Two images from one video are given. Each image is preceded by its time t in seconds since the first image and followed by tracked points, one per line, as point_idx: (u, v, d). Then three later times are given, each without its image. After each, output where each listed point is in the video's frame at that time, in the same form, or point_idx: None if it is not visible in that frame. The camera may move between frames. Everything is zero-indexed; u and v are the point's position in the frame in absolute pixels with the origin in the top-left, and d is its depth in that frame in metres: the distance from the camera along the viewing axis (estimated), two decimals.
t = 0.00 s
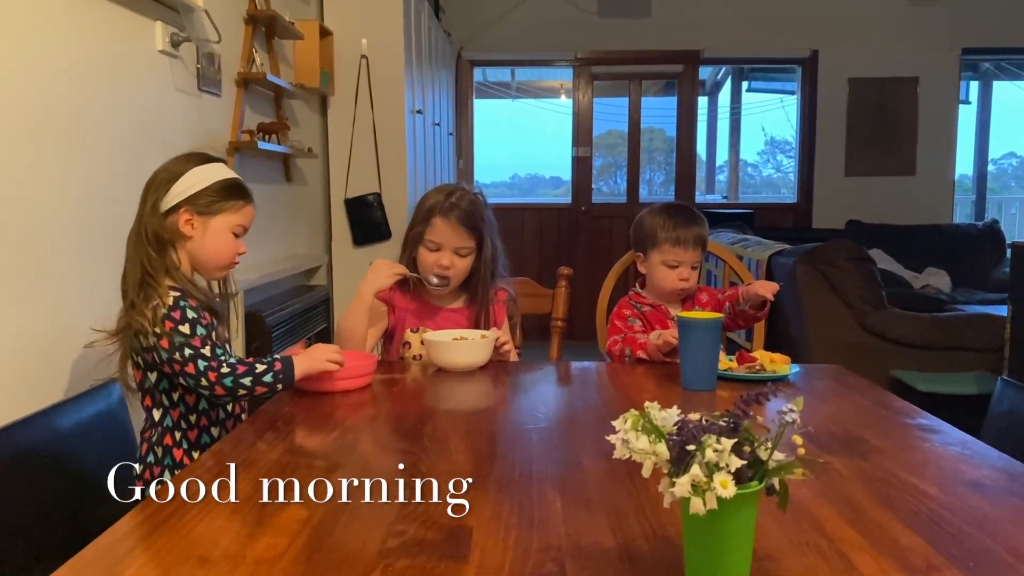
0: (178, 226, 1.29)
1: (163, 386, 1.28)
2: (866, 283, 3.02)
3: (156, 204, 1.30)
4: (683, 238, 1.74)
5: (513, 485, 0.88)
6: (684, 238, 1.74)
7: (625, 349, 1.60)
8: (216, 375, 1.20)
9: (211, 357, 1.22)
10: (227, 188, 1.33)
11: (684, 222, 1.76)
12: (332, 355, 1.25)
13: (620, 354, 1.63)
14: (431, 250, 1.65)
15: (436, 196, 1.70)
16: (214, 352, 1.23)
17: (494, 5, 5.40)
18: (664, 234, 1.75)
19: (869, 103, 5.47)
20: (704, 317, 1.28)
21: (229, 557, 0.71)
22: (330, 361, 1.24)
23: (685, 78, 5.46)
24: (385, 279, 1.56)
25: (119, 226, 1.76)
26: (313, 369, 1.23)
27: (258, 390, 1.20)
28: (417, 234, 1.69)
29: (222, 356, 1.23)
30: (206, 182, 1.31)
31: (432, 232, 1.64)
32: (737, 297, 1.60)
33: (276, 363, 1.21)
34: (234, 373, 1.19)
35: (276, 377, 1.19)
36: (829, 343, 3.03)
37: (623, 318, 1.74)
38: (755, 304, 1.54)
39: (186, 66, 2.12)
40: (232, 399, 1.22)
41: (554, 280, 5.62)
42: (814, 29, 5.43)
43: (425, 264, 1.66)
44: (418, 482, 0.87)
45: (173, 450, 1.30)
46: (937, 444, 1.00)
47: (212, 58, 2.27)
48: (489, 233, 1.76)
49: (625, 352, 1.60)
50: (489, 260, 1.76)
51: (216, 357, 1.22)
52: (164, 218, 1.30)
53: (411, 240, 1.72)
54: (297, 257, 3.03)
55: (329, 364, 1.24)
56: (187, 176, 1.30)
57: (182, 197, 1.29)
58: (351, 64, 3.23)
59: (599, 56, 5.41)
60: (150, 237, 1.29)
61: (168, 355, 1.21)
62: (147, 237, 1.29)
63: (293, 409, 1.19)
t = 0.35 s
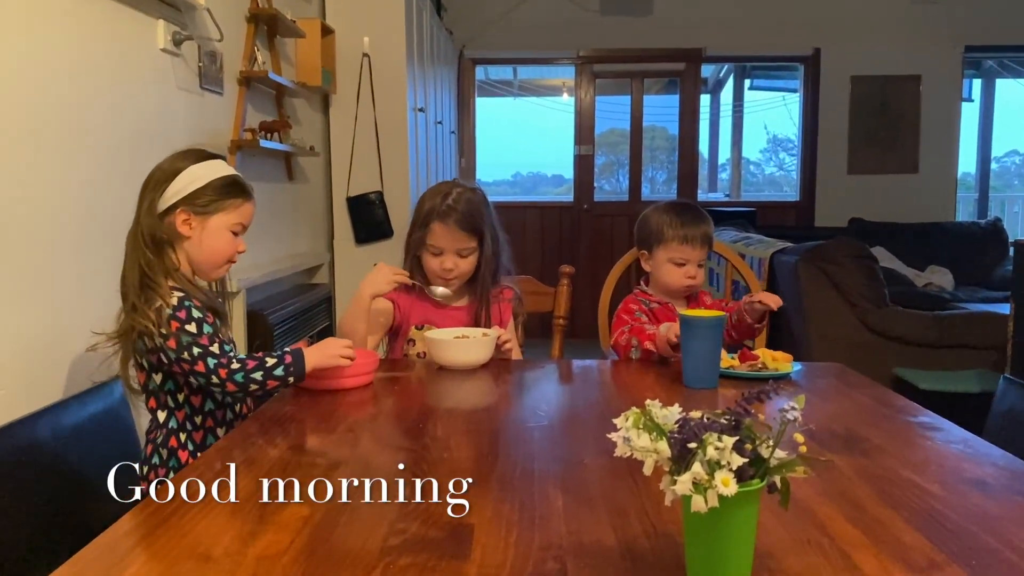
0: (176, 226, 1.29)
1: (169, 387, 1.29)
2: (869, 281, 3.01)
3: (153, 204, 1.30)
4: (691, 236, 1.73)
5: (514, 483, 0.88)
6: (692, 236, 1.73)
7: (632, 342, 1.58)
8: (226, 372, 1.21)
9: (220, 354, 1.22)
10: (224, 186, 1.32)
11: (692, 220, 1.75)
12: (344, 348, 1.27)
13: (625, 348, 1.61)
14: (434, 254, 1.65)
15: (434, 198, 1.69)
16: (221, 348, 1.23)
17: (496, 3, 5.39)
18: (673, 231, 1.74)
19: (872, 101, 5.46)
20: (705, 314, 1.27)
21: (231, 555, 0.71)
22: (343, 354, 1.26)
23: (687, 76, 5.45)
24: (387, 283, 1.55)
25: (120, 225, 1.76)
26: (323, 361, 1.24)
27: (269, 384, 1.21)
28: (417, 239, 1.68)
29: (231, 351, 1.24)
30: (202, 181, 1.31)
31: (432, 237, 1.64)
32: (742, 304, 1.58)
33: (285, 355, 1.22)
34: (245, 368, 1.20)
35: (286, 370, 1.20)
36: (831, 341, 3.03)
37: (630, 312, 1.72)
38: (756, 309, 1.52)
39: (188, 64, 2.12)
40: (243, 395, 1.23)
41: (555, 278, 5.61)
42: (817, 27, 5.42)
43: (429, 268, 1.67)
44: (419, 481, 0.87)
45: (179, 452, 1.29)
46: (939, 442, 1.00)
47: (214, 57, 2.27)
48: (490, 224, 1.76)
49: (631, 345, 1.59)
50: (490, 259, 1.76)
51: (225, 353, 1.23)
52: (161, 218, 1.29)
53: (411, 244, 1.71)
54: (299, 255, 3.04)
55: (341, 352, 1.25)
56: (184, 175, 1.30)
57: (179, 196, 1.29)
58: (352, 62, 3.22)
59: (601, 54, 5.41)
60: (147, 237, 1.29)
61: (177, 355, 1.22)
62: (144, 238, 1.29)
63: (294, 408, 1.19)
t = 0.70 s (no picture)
0: (185, 225, 1.30)
1: (180, 382, 1.29)
2: (871, 280, 3.01)
3: (162, 202, 1.30)
4: (700, 233, 1.74)
5: (515, 481, 0.88)
6: (701, 233, 1.74)
7: (652, 332, 1.54)
8: (246, 341, 1.21)
9: (236, 326, 1.22)
10: (234, 186, 1.32)
11: (699, 218, 1.75)
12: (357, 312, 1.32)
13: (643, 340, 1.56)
14: (446, 253, 1.65)
15: (452, 196, 1.66)
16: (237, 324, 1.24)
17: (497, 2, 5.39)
18: (681, 229, 1.74)
19: (874, 99, 5.45)
20: (707, 313, 1.28)
21: (233, 553, 0.72)
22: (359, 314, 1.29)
23: (688, 74, 5.45)
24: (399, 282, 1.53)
25: (122, 223, 1.76)
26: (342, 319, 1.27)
27: (290, 346, 1.24)
28: (430, 238, 1.68)
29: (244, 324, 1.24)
30: (212, 179, 1.31)
31: (447, 237, 1.64)
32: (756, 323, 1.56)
33: (301, 315, 1.25)
34: (266, 333, 1.22)
35: (305, 328, 1.23)
36: (833, 340, 3.03)
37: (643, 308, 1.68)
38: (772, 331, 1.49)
39: (189, 63, 2.12)
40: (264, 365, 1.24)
41: (557, 277, 5.61)
42: (818, 25, 5.41)
43: (438, 267, 1.67)
44: (420, 480, 0.87)
45: (187, 449, 1.30)
46: (941, 440, 0.99)
47: (215, 55, 2.26)
48: (504, 225, 1.74)
49: (650, 336, 1.54)
50: (503, 261, 1.75)
51: (240, 325, 1.23)
52: (170, 216, 1.30)
53: (424, 241, 1.70)
54: (301, 253, 3.04)
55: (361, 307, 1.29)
56: (195, 173, 1.30)
57: (189, 195, 1.29)
58: (353, 61, 3.22)
59: (603, 53, 5.42)
60: (154, 236, 1.29)
61: (194, 338, 1.21)
62: (152, 235, 1.29)
63: (296, 406, 1.19)
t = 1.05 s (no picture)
0: (193, 224, 1.30)
1: (186, 377, 1.29)
2: (872, 278, 3.00)
3: (170, 201, 1.31)
4: (708, 233, 1.73)
5: (516, 480, 0.88)
6: (709, 233, 1.73)
7: (655, 324, 1.59)
8: (251, 323, 1.20)
9: (240, 310, 1.22)
10: (243, 187, 1.33)
11: (708, 217, 1.74)
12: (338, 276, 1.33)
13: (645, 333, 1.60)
14: (449, 253, 1.64)
15: (458, 196, 1.66)
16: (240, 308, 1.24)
17: None
18: (689, 227, 1.73)
19: (875, 98, 5.45)
20: (708, 311, 1.27)
21: (234, 552, 0.72)
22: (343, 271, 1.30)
23: (689, 73, 5.45)
24: (402, 293, 1.49)
25: (123, 222, 1.76)
26: (330, 280, 1.29)
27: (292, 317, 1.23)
28: (435, 237, 1.68)
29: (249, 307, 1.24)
30: (220, 180, 1.31)
31: (451, 237, 1.63)
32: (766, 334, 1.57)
33: (292, 283, 1.25)
34: (266, 310, 1.20)
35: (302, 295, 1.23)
36: (834, 339, 3.03)
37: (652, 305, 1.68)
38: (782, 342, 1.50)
39: (190, 61, 2.12)
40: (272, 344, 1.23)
41: (558, 275, 5.61)
42: (820, 23, 5.40)
43: (441, 266, 1.66)
44: (421, 480, 0.87)
45: (193, 446, 1.29)
46: (942, 439, 0.99)
47: (216, 54, 2.27)
48: (509, 227, 1.74)
49: (653, 328, 1.59)
50: (507, 263, 1.75)
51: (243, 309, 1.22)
52: (178, 215, 1.30)
53: (429, 240, 1.71)
54: (302, 252, 3.04)
55: (346, 265, 1.30)
56: (205, 173, 1.31)
57: (198, 195, 1.30)
58: (355, 59, 3.22)
59: (604, 51, 5.42)
60: (161, 235, 1.29)
61: (201, 327, 1.21)
62: (160, 234, 1.29)
63: (296, 404, 1.19)
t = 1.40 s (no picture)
0: (200, 233, 1.29)
1: (177, 374, 1.27)
2: (873, 277, 3.00)
3: (177, 213, 1.31)
4: (712, 233, 1.73)
5: (517, 479, 0.88)
6: (713, 232, 1.73)
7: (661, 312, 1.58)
8: (239, 315, 1.20)
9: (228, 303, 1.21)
10: (244, 188, 1.32)
11: (713, 217, 1.74)
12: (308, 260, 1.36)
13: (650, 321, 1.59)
14: (446, 253, 1.64)
15: (455, 196, 1.66)
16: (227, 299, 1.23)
17: None
18: (693, 228, 1.73)
19: (875, 97, 5.44)
20: (710, 309, 1.26)
21: (234, 550, 0.72)
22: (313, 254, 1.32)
23: (690, 72, 5.45)
24: (409, 293, 1.49)
25: (123, 221, 1.76)
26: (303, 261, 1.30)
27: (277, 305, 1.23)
28: (432, 236, 1.68)
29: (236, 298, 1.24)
30: (222, 185, 1.30)
31: (447, 237, 1.63)
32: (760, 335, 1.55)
33: (268, 270, 1.24)
34: (251, 301, 1.21)
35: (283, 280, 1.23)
36: (834, 337, 3.03)
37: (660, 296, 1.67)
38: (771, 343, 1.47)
39: (190, 60, 2.11)
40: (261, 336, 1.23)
41: (558, 274, 5.61)
42: (820, 22, 5.40)
43: (438, 266, 1.67)
44: (421, 480, 0.87)
45: (185, 442, 1.25)
46: (942, 438, 0.99)
47: (216, 53, 2.26)
48: (507, 226, 1.73)
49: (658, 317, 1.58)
50: (505, 264, 1.75)
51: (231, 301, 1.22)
52: (185, 227, 1.30)
53: (427, 239, 1.71)
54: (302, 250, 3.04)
55: (314, 250, 1.33)
56: (206, 179, 1.30)
57: (201, 202, 1.29)
58: (355, 58, 3.22)
59: (604, 50, 5.41)
60: (171, 246, 1.30)
61: (192, 323, 1.21)
62: (170, 246, 1.30)
63: (296, 403, 1.19)
